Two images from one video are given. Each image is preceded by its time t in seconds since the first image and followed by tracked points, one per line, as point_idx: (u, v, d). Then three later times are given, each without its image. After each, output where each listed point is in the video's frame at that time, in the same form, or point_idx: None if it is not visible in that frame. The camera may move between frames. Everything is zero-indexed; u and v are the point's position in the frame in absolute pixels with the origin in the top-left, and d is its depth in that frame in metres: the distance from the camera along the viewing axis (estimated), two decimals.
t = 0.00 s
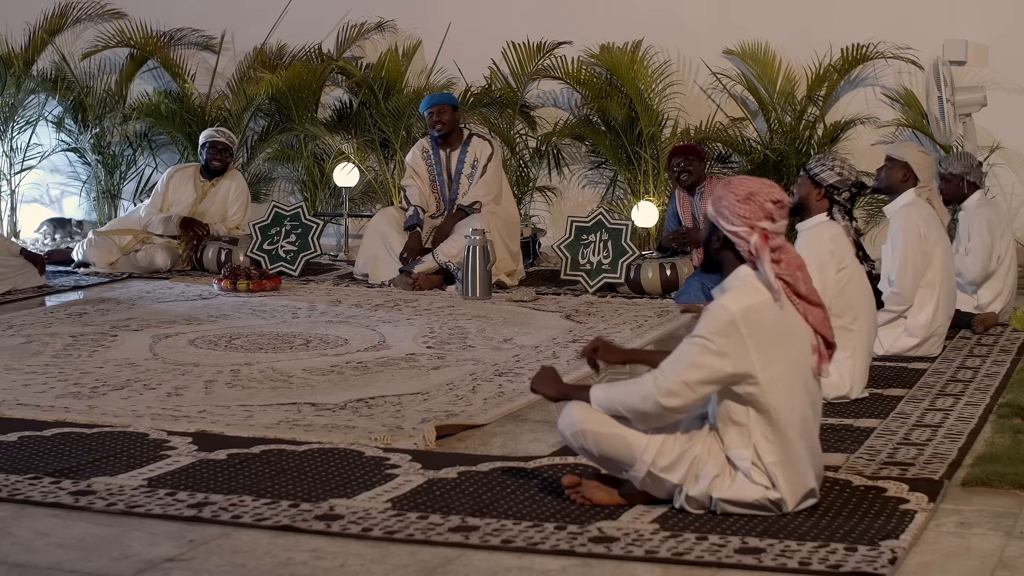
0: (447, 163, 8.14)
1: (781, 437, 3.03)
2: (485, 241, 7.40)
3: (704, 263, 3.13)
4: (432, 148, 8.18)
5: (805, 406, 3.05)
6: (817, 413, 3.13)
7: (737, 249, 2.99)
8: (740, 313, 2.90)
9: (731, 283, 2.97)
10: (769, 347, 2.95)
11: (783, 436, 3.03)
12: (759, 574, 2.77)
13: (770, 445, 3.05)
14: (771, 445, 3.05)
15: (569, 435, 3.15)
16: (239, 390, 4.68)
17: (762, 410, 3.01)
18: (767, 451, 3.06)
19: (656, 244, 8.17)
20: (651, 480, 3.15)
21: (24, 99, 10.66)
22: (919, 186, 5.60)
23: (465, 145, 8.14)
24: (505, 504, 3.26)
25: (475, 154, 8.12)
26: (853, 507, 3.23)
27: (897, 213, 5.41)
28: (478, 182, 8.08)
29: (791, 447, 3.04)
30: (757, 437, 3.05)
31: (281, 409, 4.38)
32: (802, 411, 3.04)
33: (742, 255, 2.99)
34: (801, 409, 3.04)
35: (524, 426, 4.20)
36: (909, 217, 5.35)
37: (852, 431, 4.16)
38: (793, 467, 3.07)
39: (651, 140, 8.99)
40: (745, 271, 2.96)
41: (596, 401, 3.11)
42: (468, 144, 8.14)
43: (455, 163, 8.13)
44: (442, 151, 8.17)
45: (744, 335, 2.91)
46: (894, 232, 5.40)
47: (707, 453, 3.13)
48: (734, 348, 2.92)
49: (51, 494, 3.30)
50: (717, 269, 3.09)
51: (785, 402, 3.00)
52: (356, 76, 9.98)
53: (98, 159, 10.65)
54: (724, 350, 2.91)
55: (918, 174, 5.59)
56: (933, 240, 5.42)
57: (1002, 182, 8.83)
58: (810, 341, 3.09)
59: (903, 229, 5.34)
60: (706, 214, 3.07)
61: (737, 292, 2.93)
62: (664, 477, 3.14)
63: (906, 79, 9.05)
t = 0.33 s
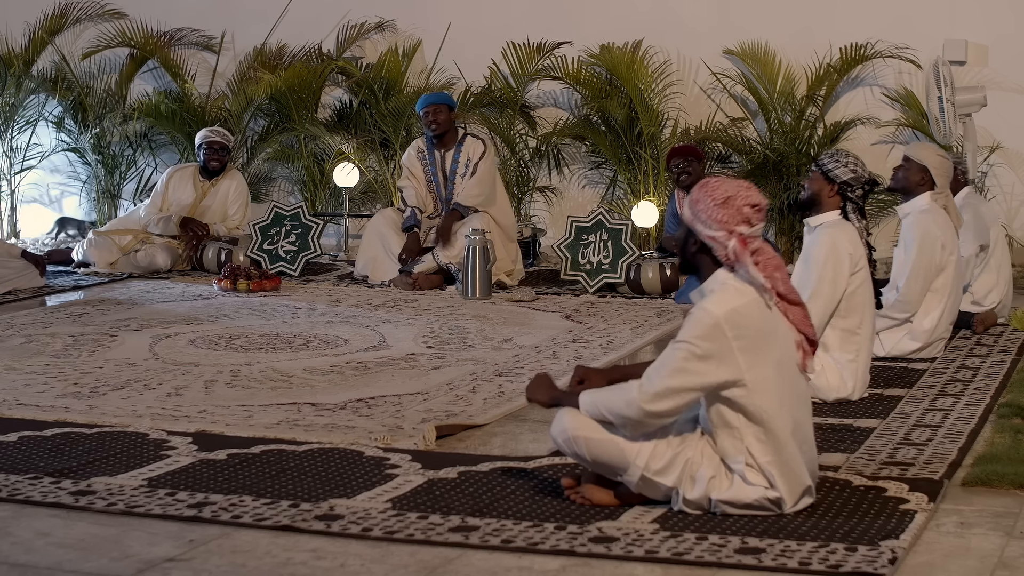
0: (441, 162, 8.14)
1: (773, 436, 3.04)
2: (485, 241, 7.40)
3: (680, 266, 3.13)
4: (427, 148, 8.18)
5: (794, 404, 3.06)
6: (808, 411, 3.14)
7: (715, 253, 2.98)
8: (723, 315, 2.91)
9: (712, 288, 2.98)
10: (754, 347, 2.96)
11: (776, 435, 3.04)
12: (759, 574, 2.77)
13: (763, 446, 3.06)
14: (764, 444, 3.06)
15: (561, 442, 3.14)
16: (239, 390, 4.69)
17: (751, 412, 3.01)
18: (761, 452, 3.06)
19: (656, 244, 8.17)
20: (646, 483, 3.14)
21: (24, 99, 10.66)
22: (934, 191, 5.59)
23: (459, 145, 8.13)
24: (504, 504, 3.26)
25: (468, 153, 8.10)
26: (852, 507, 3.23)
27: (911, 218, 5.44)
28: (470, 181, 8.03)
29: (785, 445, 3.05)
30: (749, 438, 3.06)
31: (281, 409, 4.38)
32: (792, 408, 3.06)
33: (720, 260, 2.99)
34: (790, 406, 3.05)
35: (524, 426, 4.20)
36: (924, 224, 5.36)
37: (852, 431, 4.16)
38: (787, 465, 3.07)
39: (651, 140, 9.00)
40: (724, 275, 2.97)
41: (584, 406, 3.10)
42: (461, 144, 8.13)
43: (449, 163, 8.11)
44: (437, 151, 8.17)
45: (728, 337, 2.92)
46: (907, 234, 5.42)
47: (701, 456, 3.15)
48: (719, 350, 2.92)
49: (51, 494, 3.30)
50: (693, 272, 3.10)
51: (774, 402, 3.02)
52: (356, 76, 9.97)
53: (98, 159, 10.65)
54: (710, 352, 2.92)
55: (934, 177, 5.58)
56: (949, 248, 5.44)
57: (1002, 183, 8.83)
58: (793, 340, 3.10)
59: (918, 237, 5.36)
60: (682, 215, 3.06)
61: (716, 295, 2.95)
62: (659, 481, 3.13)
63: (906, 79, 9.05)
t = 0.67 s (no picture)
0: (444, 164, 8.15)
1: (768, 434, 3.03)
2: (485, 241, 7.40)
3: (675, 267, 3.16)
4: (429, 150, 8.19)
5: (788, 401, 3.05)
6: (802, 405, 3.14)
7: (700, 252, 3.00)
8: (712, 314, 2.90)
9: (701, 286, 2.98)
10: (745, 345, 2.95)
11: (771, 432, 3.03)
12: (760, 574, 2.77)
13: (759, 444, 3.05)
14: (760, 443, 3.05)
15: (560, 444, 3.15)
16: (239, 390, 4.69)
17: (745, 410, 3.01)
18: (757, 450, 3.06)
19: (656, 244, 8.17)
20: (646, 484, 3.14)
21: (24, 99, 10.66)
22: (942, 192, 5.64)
23: (462, 147, 8.14)
24: (504, 504, 3.26)
25: (471, 156, 8.10)
26: (852, 507, 3.23)
27: (916, 215, 5.48)
28: (472, 184, 8.04)
29: (781, 443, 3.05)
30: (745, 437, 3.05)
31: (281, 409, 4.38)
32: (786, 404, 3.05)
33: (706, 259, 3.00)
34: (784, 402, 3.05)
35: (524, 426, 4.20)
36: (932, 224, 5.39)
37: (852, 431, 4.16)
38: (782, 461, 3.07)
39: (651, 140, 9.00)
40: (710, 274, 2.98)
41: (581, 410, 3.09)
42: (464, 146, 8.13)
43: (451, 165, 8.13)
44: (439, 153, 8.17)
45: (719, 337, 2.91)
46: (911, 232, 5.45)
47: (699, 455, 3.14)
48: (710, 349, 2.91)
49: (51, 494, 3.30)
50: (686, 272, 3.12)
51: (768, 398, 3.01)
52: (356, 75, 9.97)
53: (98, 159, 10.65)
54: (701, 353, 2.91)
55: (943, 178, 5.63)
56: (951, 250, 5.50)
57: (1002, 182, 8.83)
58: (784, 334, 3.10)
59: (924, 237, 5.38)
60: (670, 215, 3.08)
61: (703, 294, 2.94)
62: (658, 481, 3.13)
63: (906, 79, 9.05)
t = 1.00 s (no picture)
0: (451, 163, 8.17)
1: (772, 437, 3.03)
2: (485, 241, 7.40)
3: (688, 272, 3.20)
4: (438, 147, 8.22)
5: (793, 404, 3.05)
6: (808, 409, 3.13)
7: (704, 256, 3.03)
8: (719, 315, 2.91)
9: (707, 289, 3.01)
10: (751, 347, 2.96)
11: (775, 436, 3.03)
12: (759, 574, 2.77)
13: (762, 447, 3.05)
14: (762, 447, 3.05)
15: (562, 444, 3.16)
16: (239, 390, 4.69)
17: (749, 412, 3.01)
18: (759, 454, 3.05)
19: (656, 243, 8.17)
20: (646, 484, 3.14)
21: (23, 99, 10.65)
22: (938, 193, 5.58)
23: (471, 147, 8.17)
24: (505, 504, 3.26)
25: (479, 158, 8.14)
26: (852, 507, 3.23)
27: (911, 218, 5.47)
28: (478, 185, 8.05)
29: (784, 447, 3.04)
30: (748, 439, 3.05)
31: (281, 409, 4.38)
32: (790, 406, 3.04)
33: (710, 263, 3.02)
34: (789, 404, 3.04)
35: (524, 426, 4.20)
36: (926, 226, 5.38)
37: (852, 431, 4.16)
38: (786, 465, 3.06)
39: (651, 140, 9.00)
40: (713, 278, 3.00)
41: (583, 412, 3.11)
42: (473, 147, 8.18)
43: (458, 164, 8.15)
44: (447, 151, 8.20)
45: (724, 337, 2.92)
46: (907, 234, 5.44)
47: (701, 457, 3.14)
48: (716, 351, 2.92)
49: (51, 494, 3.30)
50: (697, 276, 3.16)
51: (773, 401, 3.01)
52: (356, 76, 9.97)
53: (98, 159, 10.65)
54: (708, 355, 2.91)
55: (938, 179, 5.57)
56: (947, 249, 5.47)
57: (1002, 182, 8.83)
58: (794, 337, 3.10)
59: (918, 240, 5.38)
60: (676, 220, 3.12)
61: (707, 297, 2.95)
62: (660, 482, 3.14)
63: (906, 80, 9.05)
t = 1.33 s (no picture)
0: (459, 164, 8.14)
1: (776, 427, 3.04)
2: (485, 241, 7.40)
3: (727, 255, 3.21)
4: (447, 147, 8.17)
5: (799, 397, 3.06)
6: (813, 406, 3.14)
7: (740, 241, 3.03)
8: (736, 298, 2.94)
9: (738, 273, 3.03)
10: (764, 334, 2.98)
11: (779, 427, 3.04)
12: (759, 574, 2.77)
13: (766, 436, 3.05)
14: (767, 435, 3.05)
15: (562, 440, 3.14)
16: (239, 390, 4.69)
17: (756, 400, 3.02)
18: (763, 443, 3.05)
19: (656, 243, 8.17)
20: (647, 482, 3.14)
21: (23, 99, 10.65)
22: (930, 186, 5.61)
23: (480, 150, 8.16)
24: (505, 504, 3.26)
25: (487, 160, 8.14)
26: (852, 507, 3.23)
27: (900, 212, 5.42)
28: (483, 187, 8.07)
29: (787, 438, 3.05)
30: (753, 429, 3.06)
31: (281, 409, 4.38)
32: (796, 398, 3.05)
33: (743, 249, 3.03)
34: (794, 396, 3.05)
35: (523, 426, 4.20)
36: (913, 219, 5.33)
37: (852, 431, 4.16)
38: (789, 456, 3.07)
39: (651, 140, 9.00)
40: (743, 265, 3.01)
41: (588, 404, 3.09)
42: (482, 148, 8.17)
43: (466, 165, 8.13)
44: (456, 151, 8.17)
45: (739, 321, 2.94)
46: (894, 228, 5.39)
47: (702, 453, 3.13)
48: (728, 333, 2.94)
49: (51, 494, 3.30)
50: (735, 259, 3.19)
51: (781, 392, 3.02)
52: (356, 76, 9.96)
53: (98, 159, 10.65)
54: (720, 335, 2.93)
55: (929, 174, 5.59)
56: (935, 244, 5.41)
57: (1002, 182, 8.83)
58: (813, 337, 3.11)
59: (903, 232, 5.34)
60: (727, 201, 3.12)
61: (729, 280, 2.98)
62: (660, 479, 3.13)
63: (906, 81, 9.06)
